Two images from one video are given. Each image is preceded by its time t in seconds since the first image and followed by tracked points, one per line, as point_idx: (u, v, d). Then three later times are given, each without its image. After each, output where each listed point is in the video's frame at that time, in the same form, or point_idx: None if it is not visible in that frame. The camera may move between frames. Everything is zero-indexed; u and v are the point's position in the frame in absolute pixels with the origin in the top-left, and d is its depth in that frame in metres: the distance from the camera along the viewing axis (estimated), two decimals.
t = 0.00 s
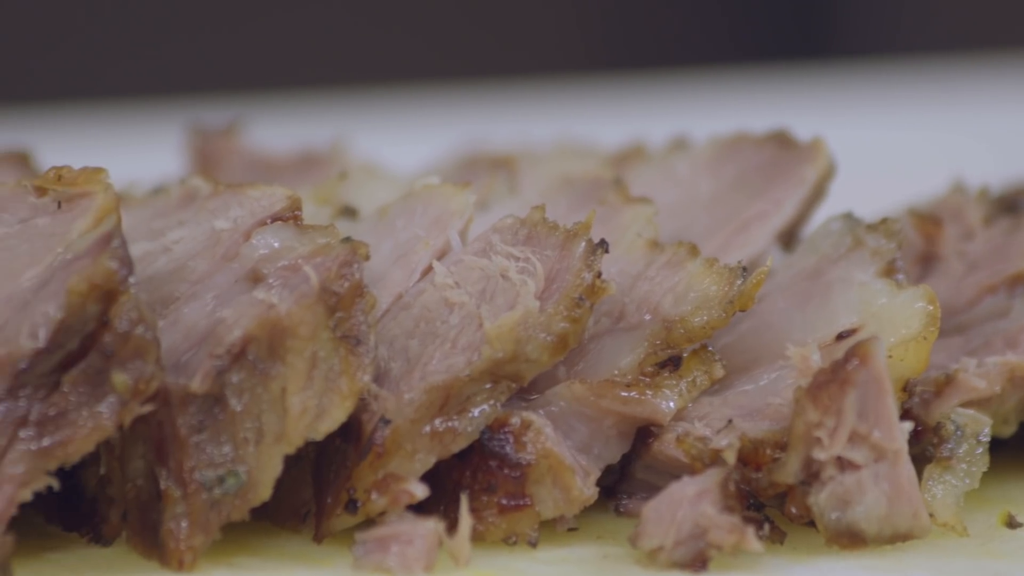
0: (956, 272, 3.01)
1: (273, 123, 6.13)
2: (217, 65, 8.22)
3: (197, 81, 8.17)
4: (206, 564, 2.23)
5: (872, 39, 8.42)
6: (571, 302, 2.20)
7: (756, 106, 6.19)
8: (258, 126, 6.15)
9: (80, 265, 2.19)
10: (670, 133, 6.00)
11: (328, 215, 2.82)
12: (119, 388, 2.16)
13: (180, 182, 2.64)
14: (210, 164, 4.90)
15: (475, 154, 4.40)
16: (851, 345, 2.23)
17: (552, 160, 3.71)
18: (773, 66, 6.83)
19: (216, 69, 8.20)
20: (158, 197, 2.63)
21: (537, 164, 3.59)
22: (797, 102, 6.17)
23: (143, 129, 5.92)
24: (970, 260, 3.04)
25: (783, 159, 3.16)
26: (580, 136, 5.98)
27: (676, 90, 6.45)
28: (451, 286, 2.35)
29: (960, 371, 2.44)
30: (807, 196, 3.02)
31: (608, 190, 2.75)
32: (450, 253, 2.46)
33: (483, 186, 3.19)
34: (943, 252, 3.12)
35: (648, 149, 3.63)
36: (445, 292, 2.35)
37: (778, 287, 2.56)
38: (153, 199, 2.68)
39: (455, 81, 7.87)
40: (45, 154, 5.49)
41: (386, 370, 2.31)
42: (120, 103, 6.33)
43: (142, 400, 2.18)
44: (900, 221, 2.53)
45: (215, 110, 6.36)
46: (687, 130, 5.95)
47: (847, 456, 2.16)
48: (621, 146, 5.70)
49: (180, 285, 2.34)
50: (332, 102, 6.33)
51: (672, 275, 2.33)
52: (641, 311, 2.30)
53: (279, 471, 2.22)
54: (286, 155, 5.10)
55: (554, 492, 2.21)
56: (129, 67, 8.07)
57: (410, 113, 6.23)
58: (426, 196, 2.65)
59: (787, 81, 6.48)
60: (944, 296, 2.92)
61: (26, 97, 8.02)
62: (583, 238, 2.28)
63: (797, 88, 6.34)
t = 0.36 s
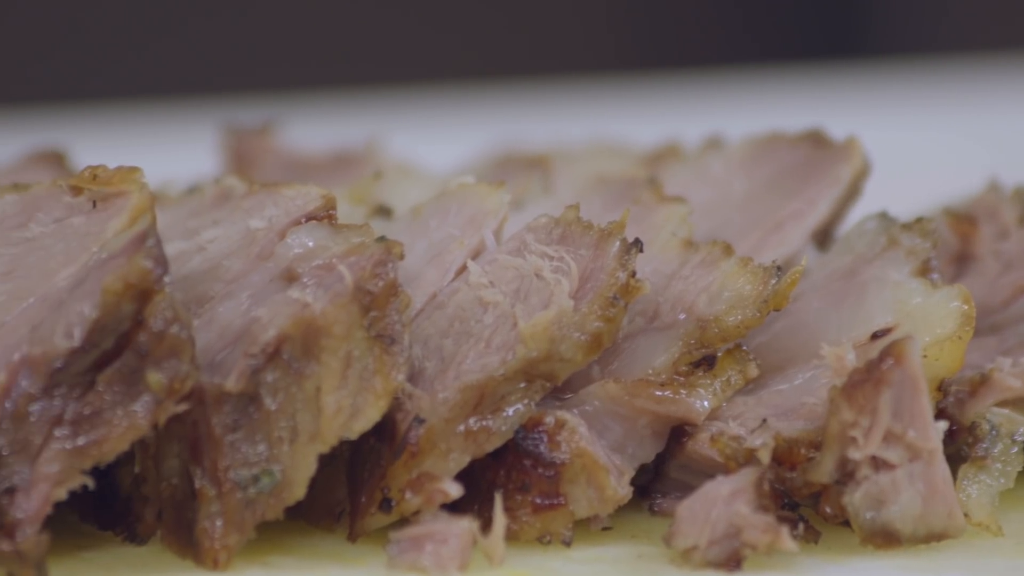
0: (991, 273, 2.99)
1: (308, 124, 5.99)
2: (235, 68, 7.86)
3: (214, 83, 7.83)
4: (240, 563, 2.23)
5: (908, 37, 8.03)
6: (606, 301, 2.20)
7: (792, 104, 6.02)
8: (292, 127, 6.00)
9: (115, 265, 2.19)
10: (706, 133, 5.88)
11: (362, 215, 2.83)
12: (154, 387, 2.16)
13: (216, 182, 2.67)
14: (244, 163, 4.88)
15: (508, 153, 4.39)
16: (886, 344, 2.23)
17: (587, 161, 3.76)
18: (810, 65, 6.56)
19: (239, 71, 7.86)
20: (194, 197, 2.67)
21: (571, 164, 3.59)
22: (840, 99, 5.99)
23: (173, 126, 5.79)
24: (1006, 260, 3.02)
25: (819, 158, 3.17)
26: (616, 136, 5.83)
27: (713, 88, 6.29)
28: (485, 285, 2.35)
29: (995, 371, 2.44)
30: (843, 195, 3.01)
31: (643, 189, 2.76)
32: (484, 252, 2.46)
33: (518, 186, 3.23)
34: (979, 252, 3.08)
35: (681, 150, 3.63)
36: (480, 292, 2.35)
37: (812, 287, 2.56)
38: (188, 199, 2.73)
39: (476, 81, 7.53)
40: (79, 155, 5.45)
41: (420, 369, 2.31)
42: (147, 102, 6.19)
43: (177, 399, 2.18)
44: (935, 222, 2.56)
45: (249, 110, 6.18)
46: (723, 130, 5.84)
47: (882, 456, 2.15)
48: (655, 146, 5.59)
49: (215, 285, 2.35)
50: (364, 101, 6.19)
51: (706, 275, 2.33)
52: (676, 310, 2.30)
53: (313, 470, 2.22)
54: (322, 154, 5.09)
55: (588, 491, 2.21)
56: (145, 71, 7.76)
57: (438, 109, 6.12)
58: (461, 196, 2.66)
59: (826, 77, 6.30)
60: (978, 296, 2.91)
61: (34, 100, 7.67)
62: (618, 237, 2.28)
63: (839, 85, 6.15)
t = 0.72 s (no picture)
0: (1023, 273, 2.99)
1: (337, 123, 5.99)
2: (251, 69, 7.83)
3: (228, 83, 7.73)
4: (272, 562, 2.24)
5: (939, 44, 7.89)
6: (637, 301, 2.20)
7: (822, 102, 6.01)
8: (321, 126, 6.00)
9: (147, 264, 2.19)
10: (735, 132, 5.87)
11: (393, 214, 2.83)
12: (185, 386, 2.16)
13: (247, 181, 2.66)
14: (276, 163, 4.87)
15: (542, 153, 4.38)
16: (917, 344, 2.22)
17: (617, 160, 3.76)
18: (839, 65, 6.48)
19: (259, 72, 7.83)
20: (224, 197, 2.67)
21: (603, 164, 3.59)
22: (868, 97, 5.96)
23: (206, 127, 5.76)
24: None
25: (850, 156, 3.17)
26: (646, 135, 5.84)
27: (742, 88, 6.25)
28: (516, 285, 2.35)
29: None
30: (875, 194, 3.01)
31: (674, 189, 2.76)
32: (515, 252, 2.47)
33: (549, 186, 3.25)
34: (1010, 251, 3.08)
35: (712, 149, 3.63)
36: (511, 292, 2.35)
37: (843, 286, 2.56)
38: (219, 198, 2.73)
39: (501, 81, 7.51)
40: (111, 155, 5.44)
41: (451, 368, 2.31)
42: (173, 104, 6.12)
43: (208, 398, 2.18)
44: (967, 222, 2.55)
45: (278, 110, 6.13)
46: (754, 129, 5.83)
47: (913, 456, 2.14)
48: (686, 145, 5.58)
49: (246, 285, 2.35)
50: (392, 101, 6.19)
51: (738, 274, 2.33)
52: (707, 310, 2.30)
53: (344, 469, 2.22)
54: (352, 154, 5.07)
55: (619, 491, 2.21)
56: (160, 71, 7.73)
57: (465, 108, 6.10)
58: (492, 196, 2.67)
59: (853, 75, 6.24)
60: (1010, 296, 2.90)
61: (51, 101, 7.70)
62: (649, 237, 2.28)
63: (868, 84, 6.11)
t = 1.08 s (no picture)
0: None
1: (367, 123, 6.00)
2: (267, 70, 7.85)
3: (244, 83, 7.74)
4: (301, 562, 2.24)
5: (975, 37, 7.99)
6: (666, 301, 2.20)
7: (852, 101, 5.99)
8: (351, 126, 6.00)
9: (176, 264, 2.19)
10: (765, 133, 5.86)
11: (422, 214, 2.83)
12: (215, 386, 2.17)
13: (276, 181, 2.66)
14: (306, 163, 4.87)
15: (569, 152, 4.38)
16: (946, 344, 2.22)
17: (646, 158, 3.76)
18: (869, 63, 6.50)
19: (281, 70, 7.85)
20: (254, 197, 2.67)
21: (633, 163, 3.59)
22: (896, 96, 5.96)
23: (236, 128, 5.75)
24: None
25: (881, 157, 3.17)
26: (676, 135, 5.83)
27: (772, 85, 6.24)
28: (546, 284, 2.35)
29: None
30: (904, 194, 3.01)
31: (704, 189, 2.76)
32: (544, 252, 2.47)
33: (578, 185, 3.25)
34: None
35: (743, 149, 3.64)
36: (540, 291, 2.35)
37: (873, 286, 2.56)
38: (248, 198, 2.73)
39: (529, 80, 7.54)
40: (139, 155, 5.45)
41: (480, 368, 2.32)
42: (201, 104, 6.10)
43: (237, 398, 2.19)
44: (997, 222, 2.55)
45: (308, 110, 6.14)
46: (782, 129, 5.82)
47: (943, 456, 2.14)
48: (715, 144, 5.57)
49: (276, 284, 2.36)
50: (421, 100, 6.19)
51: (767, 274, 2.33)
52: (736, 310, 2.30)
53: (373, 469, 2.22)
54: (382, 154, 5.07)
55: (648, 491, 2.21)
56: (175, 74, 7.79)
57: (494, 108, 6.10)
58: (521, 195, 2.66)
59: (874, 75, 6.25)
60: None
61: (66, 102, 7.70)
62: (678, 237, 2.28)
63: (892, 84, 6.11)
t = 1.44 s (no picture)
0: None
1: (391, 124, 6.00)
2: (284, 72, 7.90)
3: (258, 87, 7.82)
4: (326, 562, 2.23)
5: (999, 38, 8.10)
6: (692, 301, 2.20)
7: (878, 102, 5.98)
8: (376, 126, 6.01)
9: (202, 264, 2.19)
10: (790, 134, 5.84)
11: (447, 215, 2.83)
12: (241, 387, 2.17)
13: (302, 181, 2.66)
14: (331, 162, 4.88)
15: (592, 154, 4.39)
16: (973, 345, 2.22)
17: (671, 159, 3.75)
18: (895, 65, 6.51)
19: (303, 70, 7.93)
20: (279, 197, 2.67)
21: (659, 163, 3.60)
22: (923, 97, 5.93)
23: (263, 128, 5.75)
24: None
25: (906, 158, 3.18)
26: (701, 136, 5.81)
27: (798, 86, 6.23)
28: (571, 285, 2.36)
29: None
30: (929, 195, 3.01)
31: (728, 190, 2.77)
32: (569, 252, 2.47)
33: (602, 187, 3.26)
34: None
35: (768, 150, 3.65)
36: (565, 292, 2.35)
37: (898, 287, 2.58)
38: (274, 199, 2.73)
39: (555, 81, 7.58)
40: (165, 155, 5.46)
41: (505, 369, 2.32)
42: (226, 104, 6.10)
43: (262, 399, 2.19)
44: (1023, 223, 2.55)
45: (333, 111, 6.15)
46: (807, 129, 5.79)
47: (968, 457, 2.14)
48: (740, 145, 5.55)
49: (301, 285, 2.36)
50: (446, 101, 6.19)
51: (792, 275, 2.33)
52: (761, 311, 2.30)
53: (398, 470, 2.22)
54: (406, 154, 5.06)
55: (673, 491, 2.21)
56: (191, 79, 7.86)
57: (519, 108, 6.10)
58: (546, 196, 2.66)
59: (895, 77, 6.26)
60: None
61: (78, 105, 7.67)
62: (703, 237, 2.28)
63: (919, 84, 6.09)
